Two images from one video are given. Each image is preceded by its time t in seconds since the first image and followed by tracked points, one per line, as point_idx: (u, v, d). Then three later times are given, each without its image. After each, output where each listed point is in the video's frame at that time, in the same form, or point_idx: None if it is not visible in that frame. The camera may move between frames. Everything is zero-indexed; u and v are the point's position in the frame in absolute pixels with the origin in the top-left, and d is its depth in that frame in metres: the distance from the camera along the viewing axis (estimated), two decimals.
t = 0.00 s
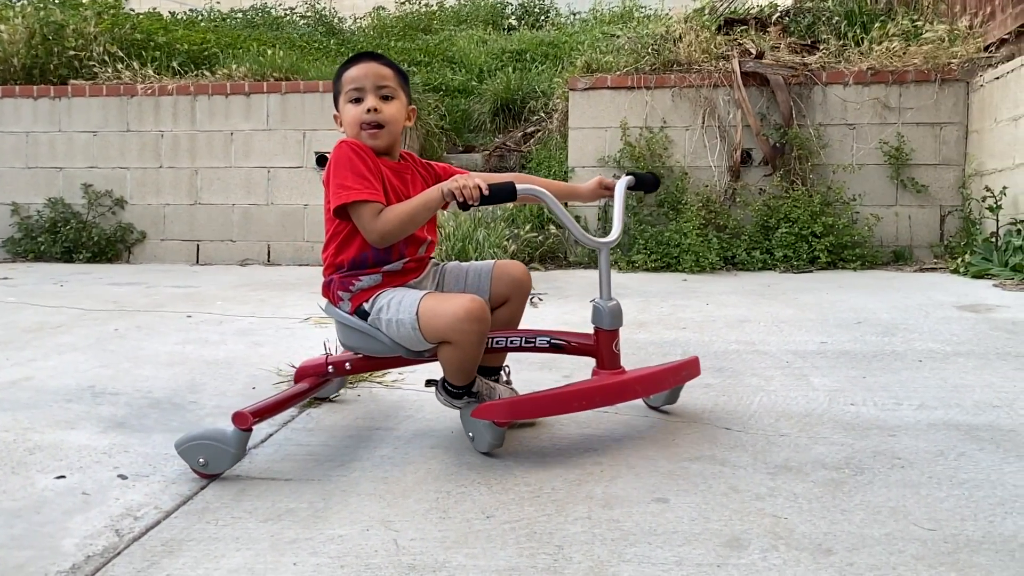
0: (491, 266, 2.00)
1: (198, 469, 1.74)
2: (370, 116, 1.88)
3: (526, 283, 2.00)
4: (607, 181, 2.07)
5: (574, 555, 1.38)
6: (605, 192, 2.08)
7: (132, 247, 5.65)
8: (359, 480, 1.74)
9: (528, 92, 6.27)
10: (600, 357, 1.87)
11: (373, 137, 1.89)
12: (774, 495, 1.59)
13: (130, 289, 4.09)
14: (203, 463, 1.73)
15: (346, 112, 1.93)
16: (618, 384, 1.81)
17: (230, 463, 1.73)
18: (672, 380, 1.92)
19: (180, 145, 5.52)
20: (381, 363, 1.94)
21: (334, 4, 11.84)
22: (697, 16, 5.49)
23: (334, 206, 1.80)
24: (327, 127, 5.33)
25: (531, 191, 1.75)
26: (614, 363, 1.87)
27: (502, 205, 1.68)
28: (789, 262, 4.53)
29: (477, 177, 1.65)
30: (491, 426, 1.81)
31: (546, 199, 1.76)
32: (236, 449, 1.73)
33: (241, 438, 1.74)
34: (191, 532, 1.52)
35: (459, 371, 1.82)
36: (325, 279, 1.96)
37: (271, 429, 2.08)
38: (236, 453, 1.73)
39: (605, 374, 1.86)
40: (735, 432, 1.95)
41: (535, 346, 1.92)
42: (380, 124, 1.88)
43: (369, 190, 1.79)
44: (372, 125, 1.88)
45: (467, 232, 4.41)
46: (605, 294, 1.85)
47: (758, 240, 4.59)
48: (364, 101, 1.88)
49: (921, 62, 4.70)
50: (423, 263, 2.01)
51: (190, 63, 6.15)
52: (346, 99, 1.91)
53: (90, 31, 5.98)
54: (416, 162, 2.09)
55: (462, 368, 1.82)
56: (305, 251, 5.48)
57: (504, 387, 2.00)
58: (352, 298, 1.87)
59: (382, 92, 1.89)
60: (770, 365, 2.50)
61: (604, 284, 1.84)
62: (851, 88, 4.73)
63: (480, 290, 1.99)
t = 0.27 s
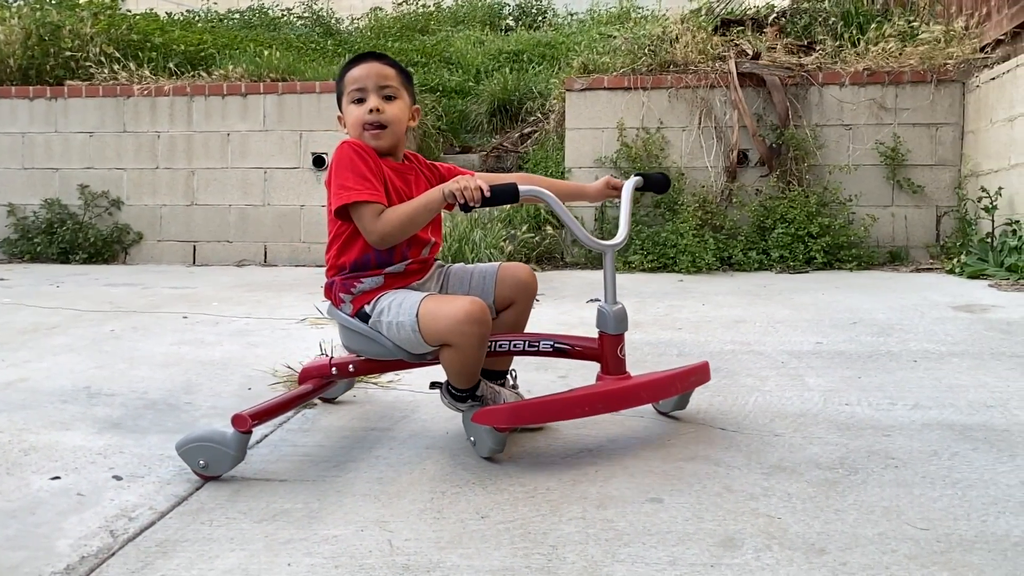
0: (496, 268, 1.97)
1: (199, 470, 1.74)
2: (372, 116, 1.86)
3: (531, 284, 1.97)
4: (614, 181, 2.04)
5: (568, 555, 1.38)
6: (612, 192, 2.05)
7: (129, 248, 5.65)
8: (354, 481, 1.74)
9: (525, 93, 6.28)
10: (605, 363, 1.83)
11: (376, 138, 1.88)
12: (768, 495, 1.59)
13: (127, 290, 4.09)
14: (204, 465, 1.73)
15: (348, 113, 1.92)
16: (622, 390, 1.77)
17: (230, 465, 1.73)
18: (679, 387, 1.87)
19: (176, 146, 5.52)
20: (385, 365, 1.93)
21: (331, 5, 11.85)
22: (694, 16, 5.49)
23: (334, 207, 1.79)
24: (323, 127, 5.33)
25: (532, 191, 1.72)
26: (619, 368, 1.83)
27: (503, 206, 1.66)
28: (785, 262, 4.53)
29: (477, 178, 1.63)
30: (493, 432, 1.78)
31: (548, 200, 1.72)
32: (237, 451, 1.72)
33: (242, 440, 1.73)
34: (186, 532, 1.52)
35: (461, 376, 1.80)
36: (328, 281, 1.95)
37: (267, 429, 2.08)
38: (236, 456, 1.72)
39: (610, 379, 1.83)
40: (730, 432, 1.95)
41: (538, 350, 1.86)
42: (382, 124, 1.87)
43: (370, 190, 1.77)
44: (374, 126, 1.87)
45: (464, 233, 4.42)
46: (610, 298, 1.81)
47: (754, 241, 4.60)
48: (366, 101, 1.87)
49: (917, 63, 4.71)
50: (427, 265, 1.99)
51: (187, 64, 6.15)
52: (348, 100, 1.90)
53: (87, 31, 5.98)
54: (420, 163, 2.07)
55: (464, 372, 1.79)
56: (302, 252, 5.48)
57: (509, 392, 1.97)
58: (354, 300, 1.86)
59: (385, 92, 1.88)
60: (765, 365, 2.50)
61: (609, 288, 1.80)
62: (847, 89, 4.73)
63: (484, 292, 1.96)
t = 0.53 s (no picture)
0: (499, 270, 1.96)
1: (199, 471, 1.75)
2: (374, 115, 1.85)
3: (535, 287, 1.96)
4: (621, 181, 2.01)
5: (562, 554, 1.38)
6: (619, 192, 2.02)
7: (125, 249, 5.64)
8: (349, 481, 1.75)
9: (521, 93, 6.28)
10: (609, 366, 1.79)
11: (378, 137, 1.86)
12: (761, 494, 1.59)
13: (122, 291, 4.09)
14: (204, 466, 1.74)
15: (350, 112, 1.90)
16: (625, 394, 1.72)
17: (229, 467, 1.73)
18: (688, 392, 1.81)
19: (172, 147, 5.51)
20: (386, 367, 1.93)
21: (327, 5, 11.84)
22: (689, 16, 5.50)
23: (334, 208, 1.78)
24: (319, 128, 5.34)
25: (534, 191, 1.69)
26: (624, 373, 1.78)
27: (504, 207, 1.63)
28: (781, 262, 4.54)
29: (477, 178, 1.61)
30: (493, 436, 1.75)
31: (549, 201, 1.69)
32: (235, 452, 1.72)
33: (241, 442, 1.73)
34: (181, 533, 1.52)
35: (461, 378, 1.77)
36: (329, 282, 1.94)
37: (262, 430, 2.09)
38: (235, 457, 1.72)
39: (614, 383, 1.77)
40: (724, 431, 1.96)
41: (541, 353, 1.83)
42: (385, 123, 1.85)
43: (370, 191, 1.75)
44: (377, 125, 1.86)
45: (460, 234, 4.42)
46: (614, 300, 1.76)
47: (750, 240, 4.61)
48: (368, 100, 1.85)
49: (912, 62, 4.72)
50: (429, 266, 1.97)
51: (182, 65, 6.14)
52: (351, 99, 1.88)
53: (82, 32, 5.97)
54: (423, 164, 2.06)
55: (465, 376, 1.77)
56: (298, 252, 5.48)
57: (513, 395, 1.93)
58: (354, 301, 1.84)
59: (387, 91, 1.87)
60: (760, 364, 2.51)
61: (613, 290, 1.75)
62: (842, 88, 4.74)
63: (487, 296, 1.95)
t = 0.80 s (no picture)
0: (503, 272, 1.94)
1: (200, 472, 1.75)
2: (376, 114, 1.84)
3: (539, 289, 1.93)
4: (628, 181, 1.99)
5: (556, 553, 1.39)
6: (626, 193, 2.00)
7: (121, 250, 5.63)
8: (345, 481, 1.75)
9: (518, 93, 6.28)
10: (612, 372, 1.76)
11: (380, 136, 1.85)
12: (755, 492, 1.60)
13: (118, 292, 4.08)
14: (204, 467, 1.74)
15: (353, 112, 1.89)
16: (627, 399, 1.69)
17: (229, 468, 1.72)
18: (693, 399, 1.78)
19: (168, 148, 5.51)
20: (388, 369, 1.91)
21: (324, 6, 11.83)
22: (685, 16, 5.50)
23: (334, 209, 1.76)
24: (315, 129, 5.34)
25: (535, 191, 1.65)
26: (628, 378, 1.75)
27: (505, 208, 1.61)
28: (776, 261, 4.55)
29: (478, 178, 1.59)
30: (493, 441, 1.71)
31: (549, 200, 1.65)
32: (235, 453, 1.72)
33: (241, 443, 1.73)
34: (176, 534, 1.52)
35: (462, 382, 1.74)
36: (331, 284, 1.93)
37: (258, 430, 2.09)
38: (235, 458, 1.72)
39: (618, 389, 1.75)
40: (719, 431, 1.96)
41: (543, 356, 1.84)
42: (387, 122, 1.84)
43: (371, 191, 1.74)
44: (379, 124, 1.85)
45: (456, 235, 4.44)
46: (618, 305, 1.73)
47: (746, 240, 4.61)
48: (370, 99, 1.85)
49: (907, 62, 4.73)
50: (432, 266, 1.94)
51: (178, 66, 6.14)
52: (353, 98, 1.87)
53: (77, 33, 5.97)
54: (427, 165, 2.04)
55: (465, 379, 1.74)
56: (295, 253, 5.48)
57: (516, 400, 1.91)
58: (355, 304, 1.82)
59: (389, 89, 1.85)
60: (755, 364, 2.51)
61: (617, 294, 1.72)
62: (838, 88, 4.75)
63: (490, 297, 1.93)
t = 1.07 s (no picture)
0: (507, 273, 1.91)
1: (201, 472, 1.75)
2: (379, 113, 1.82)
3: (543, 291, 1.90)
4: (635, 181, 1.95)
5: (551, 551, 1.39)
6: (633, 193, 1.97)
7: (119, 250, 5.63)
8: (341, 481, 1.76)
9: (516, 93, 6.28)
10: (616, 377, 1.72)
11: (383, 136, 1.84)
12: (750, 491, 1.61)
13: (116, 293, 4.08)
14: (205, 467, 1.74)
15: (356, 111, 1.88)
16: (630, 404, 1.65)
17: (229, 469, 1.72)
18: (701, 404, 1.73)
19: (165, 148, 5.51)
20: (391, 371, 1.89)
21: (321, 7, 11.83)
22: (682, 16, 5.51)
23: (335, 210, 1.76)
24: (313, 130, 5.34)
25: (538, 192, 1.64)
26: (631, 383, 1.71)
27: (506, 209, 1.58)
28: (773, 261, 4.56)
29: (478, 178, 1.56)
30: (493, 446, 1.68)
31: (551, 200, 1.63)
32: (235, 454, 1.72)
33: (241, 444, 1.73)
34: (172, 533, 1.52)
35: (463, 385, 1.72)
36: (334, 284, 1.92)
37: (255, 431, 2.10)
38: (235, 458, 1.72)
39: (621, 394, 1.71)
40: (714, 430, 1.97)
41: (546, 360, 1.81)
42: (390, 121, 1.83)
43: (371, 191, 1.73)
44: (382, 124, 1.83)
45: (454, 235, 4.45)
46: (621, 307, 1.69)
47: (743, 239, 4.62)
48: (373, 98, 1.83)
49: (904, 62, 4.74)
50: (435, 268, 1.92)
51: (175, 66, 6.14)
52: (357, 97, 1.86)
53: (74, 34, 5.97)
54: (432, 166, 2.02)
55: (464, 384, 1.71)
56: (292, 253, 5.48)
57: (520, 403, 1.88)
58: (355, 305, 1.82)
59: (393, 89, 1.84)
60: (751, 363, 2.52)
61: (620, 297, 1.69)
62: (834, 88, 4.76)
63: (494, 299, 1.90)
